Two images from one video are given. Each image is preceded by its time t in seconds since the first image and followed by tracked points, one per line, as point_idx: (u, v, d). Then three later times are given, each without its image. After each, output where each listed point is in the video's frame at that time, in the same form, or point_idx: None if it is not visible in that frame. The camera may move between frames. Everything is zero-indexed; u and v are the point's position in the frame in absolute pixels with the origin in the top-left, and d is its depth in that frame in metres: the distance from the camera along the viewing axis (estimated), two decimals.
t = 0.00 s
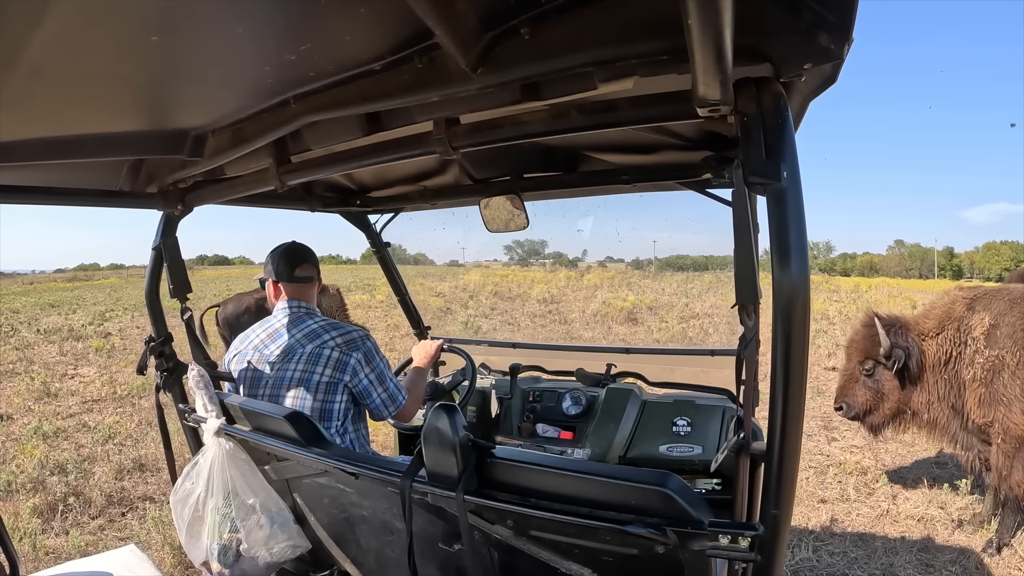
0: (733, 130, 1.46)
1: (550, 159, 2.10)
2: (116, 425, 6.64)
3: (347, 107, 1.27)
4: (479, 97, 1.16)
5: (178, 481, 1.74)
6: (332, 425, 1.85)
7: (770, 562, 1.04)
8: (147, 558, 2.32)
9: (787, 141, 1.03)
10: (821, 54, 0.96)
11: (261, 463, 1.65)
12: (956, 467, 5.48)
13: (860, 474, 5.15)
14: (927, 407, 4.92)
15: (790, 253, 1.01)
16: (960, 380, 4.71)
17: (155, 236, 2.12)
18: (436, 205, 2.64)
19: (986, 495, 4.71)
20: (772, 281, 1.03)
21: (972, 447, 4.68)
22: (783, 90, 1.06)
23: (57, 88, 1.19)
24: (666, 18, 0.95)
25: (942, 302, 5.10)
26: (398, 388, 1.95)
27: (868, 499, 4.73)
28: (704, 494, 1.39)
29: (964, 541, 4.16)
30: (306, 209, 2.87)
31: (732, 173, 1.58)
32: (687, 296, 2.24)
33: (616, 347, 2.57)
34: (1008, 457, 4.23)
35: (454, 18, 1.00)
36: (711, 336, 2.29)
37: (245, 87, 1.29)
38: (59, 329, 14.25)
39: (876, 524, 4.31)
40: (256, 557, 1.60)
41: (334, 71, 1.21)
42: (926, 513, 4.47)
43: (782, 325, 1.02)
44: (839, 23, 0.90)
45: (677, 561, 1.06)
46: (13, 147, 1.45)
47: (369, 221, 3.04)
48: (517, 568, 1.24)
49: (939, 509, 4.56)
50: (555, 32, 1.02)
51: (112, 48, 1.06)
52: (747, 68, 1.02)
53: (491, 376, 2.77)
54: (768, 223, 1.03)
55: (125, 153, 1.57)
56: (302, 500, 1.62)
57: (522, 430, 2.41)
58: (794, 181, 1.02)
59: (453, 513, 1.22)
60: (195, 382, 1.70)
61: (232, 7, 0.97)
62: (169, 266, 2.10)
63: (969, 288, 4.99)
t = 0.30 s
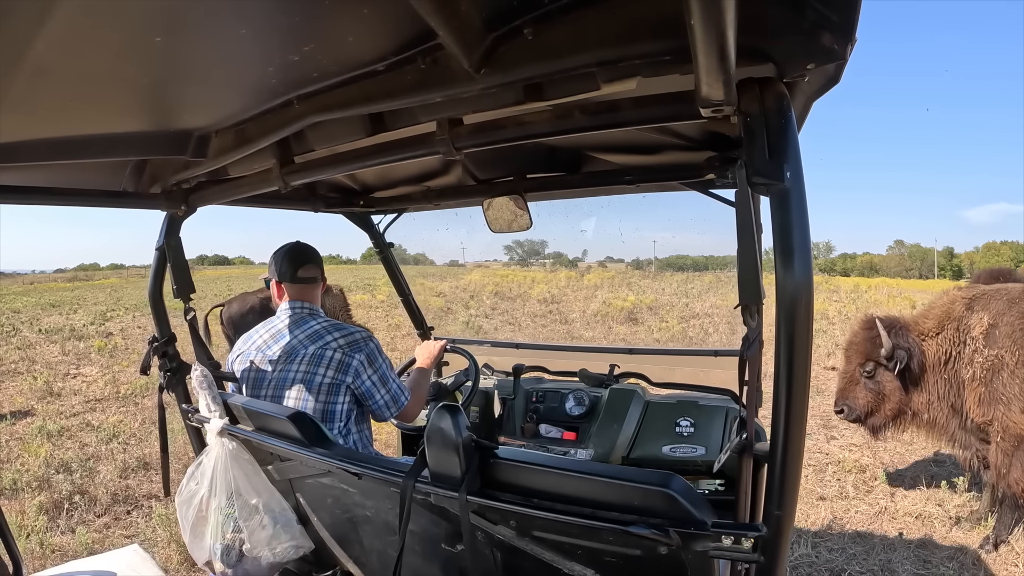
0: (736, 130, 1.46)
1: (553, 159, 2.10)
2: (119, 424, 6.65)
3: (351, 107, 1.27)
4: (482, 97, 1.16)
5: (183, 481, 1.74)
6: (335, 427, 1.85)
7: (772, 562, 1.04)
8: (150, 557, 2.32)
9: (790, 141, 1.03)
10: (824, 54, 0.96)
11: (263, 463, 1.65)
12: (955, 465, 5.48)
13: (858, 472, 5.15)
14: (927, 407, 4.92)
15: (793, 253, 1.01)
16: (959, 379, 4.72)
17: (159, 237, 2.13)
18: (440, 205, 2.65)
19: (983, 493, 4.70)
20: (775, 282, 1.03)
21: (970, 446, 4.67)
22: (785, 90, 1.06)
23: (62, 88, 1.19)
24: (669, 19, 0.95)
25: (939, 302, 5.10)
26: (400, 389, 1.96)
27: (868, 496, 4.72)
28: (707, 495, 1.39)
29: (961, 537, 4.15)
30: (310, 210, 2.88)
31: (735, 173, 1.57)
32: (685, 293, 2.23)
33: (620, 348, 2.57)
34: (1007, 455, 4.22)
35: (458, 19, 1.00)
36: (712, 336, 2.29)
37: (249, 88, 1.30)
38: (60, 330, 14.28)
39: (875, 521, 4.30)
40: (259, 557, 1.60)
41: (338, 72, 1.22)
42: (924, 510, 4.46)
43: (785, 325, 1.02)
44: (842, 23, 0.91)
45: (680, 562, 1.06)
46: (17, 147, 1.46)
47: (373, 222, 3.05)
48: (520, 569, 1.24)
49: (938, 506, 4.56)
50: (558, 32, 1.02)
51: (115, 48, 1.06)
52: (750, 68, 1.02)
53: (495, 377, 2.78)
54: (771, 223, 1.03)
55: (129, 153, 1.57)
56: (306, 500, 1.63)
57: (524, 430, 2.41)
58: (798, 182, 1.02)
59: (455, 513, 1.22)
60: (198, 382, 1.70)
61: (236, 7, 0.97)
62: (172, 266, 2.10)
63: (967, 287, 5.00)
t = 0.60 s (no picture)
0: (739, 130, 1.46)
1: (555, 159, 2.10)
2: (123, 423, 6.67)
3: (354, 107, 1.27)
4: (485, 97, 1.16)
5: (188, 480, 1.74)
6: (337, 427, 1.85)
7: (775, 563, 1.04)
8: (153, 555, 2.33)
9: (794, 141, 1.02)
10: (827, 54, 0.95)
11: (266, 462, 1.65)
12: (953, 463, 5.48)
13: (856, 469, 5.14)
14: (924, 407, 4.91)
15: (796, 253, 1.01)
16: (955, 378, 4.72)
17: (162, 236, 2.13)
18: (443, 205, 2.65)
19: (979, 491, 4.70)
20: (778, 282, 1.03)
21: (967, 444, 4.68)
22: (789, 90, 1.06)
23: (66, 87, 1.19)
24: (672, 19, 0.95)
25: (936, 302, 5.12)
26: (402, 390, 1.96)
27: (865, 493, 4.72)
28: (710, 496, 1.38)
29: (958, 534, 4.14)
30: (313, 209, 2.88)
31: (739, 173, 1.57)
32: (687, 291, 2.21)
33: (622, 348, 2.57)
34: (1003, 453, 4.23)
35: (461, 19, 1.00)
36: (713, 337, 2.30)
37: (253, 87, 1.30)
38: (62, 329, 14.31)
39: (873, 518, 4.29)
40: (261, 556, 1.60)
41: (341, 71, 1.22)
42: (921, 506, 4.45)
43: (789, 326, 1.02)
44: (846, 23, 0.90)
45: (682, 562, 1.06)
46: (21, 147, 1.46)
47: (376, 221, 3.05)
48: (522, 569, 1.24)
49: (934, 503, 4.55)
50: (561, 32, 1.02)
51: (119, 48, 1.06)
52: (754, 68, 1.02)
53: (498, 376, 2.78)
54: (774, 223, 1.03)
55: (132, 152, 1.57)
56: (308, 499, 1.63)
57: (527, 430, 2.41)
58: (801, 182, 1.02)
59: (458, 513, 1.22)
60: (201, 381, 1.70)
61: (239, 7, 0.97)
62: (176, 265, 2.11)
63: (963, 287, 5.03)
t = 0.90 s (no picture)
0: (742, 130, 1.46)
1: (558, 159, 2.10)
2: (127, 422, 6.69)
3: (356, 107, 1.27)
4: (487, 97, 1.16)
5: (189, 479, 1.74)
6: (340, 427, 1.85)
7: (778, 563, 1.03)
8: (155, 554, 2.34)
9: (797, 141, 1.02)
10: (830, 54, 0.95)
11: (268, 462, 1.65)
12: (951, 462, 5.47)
13: (855, 466, 5.14)
14: (922, 405, 4.90)
15: (799, 253, 1.01)
16: (954, 376, 4.71)
17: (165, 236, 2.14)
18: (445, 205, 2.65)
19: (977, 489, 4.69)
20: (781, 282, 1.02)
21: (965, 442, 4.68)
22: (791, 90, 1.06)
23: (69, 88, 1.19)
24: (674, 18, 0.95)
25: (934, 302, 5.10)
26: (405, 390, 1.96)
27: (864, 490, 4.71)
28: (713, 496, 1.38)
29: (955, 531, 4.13)
30: (316, 210, 2.89)
31: (741, 173, 1.56)
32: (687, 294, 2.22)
33: (625, 347, 2.57)
34: (1000, 451, 4.25)
35: (463, 19, 1.00)
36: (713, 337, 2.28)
37: (255, 88, 1.30)
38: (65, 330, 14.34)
39: (871, 515, 4.28)
40: (263, 556, 1.61)
41: (343, 72, 1.22)
42: (919, 504, 4.45)
43: (791, 326, 1.02)
44: (849, 23, 0.90)
45: (685, 562, 1.06)
46: (24, 148, 1.47)
47: (379, 222, 3.05)
48: (524, 569, 1.24)
49: (931, 500, 4.54)
50: (564, 32, 1.02)
51: (122, 48, 1.06)
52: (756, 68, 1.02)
53: (501, 376, 2.78)
54: (777, 223, 1.02)
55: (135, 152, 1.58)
56: (311, 499, 1.63)
57: (530, 430, 2.42)
58: (804, 182, 1.02)
59: (461, 513, 1.22)
60: (204, 381, 1.70)
61: (242, 7, 0.97)
62: (178, 265, 2.11)
63: (962, 287, 5.03)
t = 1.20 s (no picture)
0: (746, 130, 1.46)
1: (561, 159, 2.10)
2: (131, 420, 6.70)
3: (360, 107, 1.27)
4: (490, 97, 1.16)
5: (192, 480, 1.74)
6: (344, 426, 1.85)
7: (781, 563, 1.03)
8: (158, 553, 2.34)
9: (800, 141, 1.02)
10: (834, 54, 0.95)
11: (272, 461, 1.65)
12: (948, 459, 5.44)
13: (853, 464, 5.14)
14: (920, 404, 4.89)
15: (803, 253, 1.01)
16: (951, 375, 4.69)
17: (169, 236, 2.14)
18: (449, 205, 2.65)
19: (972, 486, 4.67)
20: (785, 282, 1.02)
21: (961, 439, 4.65)
22: (795, 90, 1.05)
23: (73, 88, 1.20)
24: (678, 18, 0.95)
25: (931, 301, 5.06)
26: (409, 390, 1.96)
27: (862, 488, 4.71)
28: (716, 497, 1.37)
29: (952, 527, 4.13)
30: (319, 210, 2.89)
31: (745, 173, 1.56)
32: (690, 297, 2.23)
33: (627, 347, 2.57)
34: (997, 448, 4.27)
35: (467, 19, 1.00)
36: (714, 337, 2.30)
37: (260, 88, 1.30)
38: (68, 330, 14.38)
39: (869, 512, 4.27)
40: (267, 556, 1.62)
41: (347, 72, 1.22)
42: (916, 500, 4.44)
43: (795, 326, 1.02)
44: (853, 22, 0.90)
45: (688, 562, 1.06)
46: (29, 148, 1.47)
47: (382, 221, 3.05)
48: (528, 569, 1.24)
49: (930, 497, 4.53)
50: (567, 32, 1.02)
51: (126, 48, 1.07)
52: (759, 67, 1.01)
53: (504, 376, 2.78)
54: (780, 224, 1.02)
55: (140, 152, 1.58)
56: (314, 499, 1.63)
57: (533, 430, 2.42)
58: (807, 182, 1.01)
59: (464, 513, 1.22)
60: (208, 380, 1.71)
61: (246, 7, 0.97)
62: (182, 265, 2.11)
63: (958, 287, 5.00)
